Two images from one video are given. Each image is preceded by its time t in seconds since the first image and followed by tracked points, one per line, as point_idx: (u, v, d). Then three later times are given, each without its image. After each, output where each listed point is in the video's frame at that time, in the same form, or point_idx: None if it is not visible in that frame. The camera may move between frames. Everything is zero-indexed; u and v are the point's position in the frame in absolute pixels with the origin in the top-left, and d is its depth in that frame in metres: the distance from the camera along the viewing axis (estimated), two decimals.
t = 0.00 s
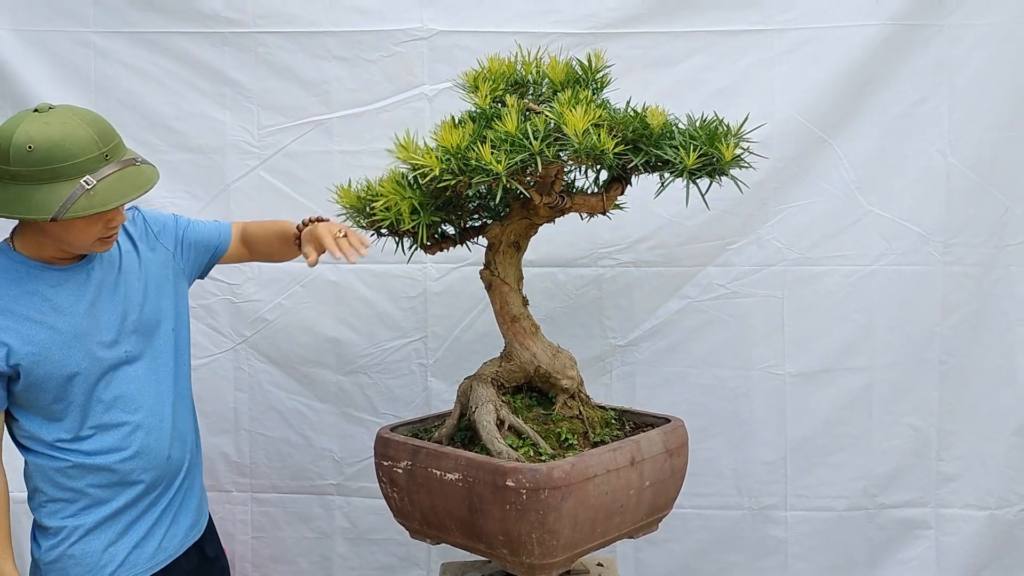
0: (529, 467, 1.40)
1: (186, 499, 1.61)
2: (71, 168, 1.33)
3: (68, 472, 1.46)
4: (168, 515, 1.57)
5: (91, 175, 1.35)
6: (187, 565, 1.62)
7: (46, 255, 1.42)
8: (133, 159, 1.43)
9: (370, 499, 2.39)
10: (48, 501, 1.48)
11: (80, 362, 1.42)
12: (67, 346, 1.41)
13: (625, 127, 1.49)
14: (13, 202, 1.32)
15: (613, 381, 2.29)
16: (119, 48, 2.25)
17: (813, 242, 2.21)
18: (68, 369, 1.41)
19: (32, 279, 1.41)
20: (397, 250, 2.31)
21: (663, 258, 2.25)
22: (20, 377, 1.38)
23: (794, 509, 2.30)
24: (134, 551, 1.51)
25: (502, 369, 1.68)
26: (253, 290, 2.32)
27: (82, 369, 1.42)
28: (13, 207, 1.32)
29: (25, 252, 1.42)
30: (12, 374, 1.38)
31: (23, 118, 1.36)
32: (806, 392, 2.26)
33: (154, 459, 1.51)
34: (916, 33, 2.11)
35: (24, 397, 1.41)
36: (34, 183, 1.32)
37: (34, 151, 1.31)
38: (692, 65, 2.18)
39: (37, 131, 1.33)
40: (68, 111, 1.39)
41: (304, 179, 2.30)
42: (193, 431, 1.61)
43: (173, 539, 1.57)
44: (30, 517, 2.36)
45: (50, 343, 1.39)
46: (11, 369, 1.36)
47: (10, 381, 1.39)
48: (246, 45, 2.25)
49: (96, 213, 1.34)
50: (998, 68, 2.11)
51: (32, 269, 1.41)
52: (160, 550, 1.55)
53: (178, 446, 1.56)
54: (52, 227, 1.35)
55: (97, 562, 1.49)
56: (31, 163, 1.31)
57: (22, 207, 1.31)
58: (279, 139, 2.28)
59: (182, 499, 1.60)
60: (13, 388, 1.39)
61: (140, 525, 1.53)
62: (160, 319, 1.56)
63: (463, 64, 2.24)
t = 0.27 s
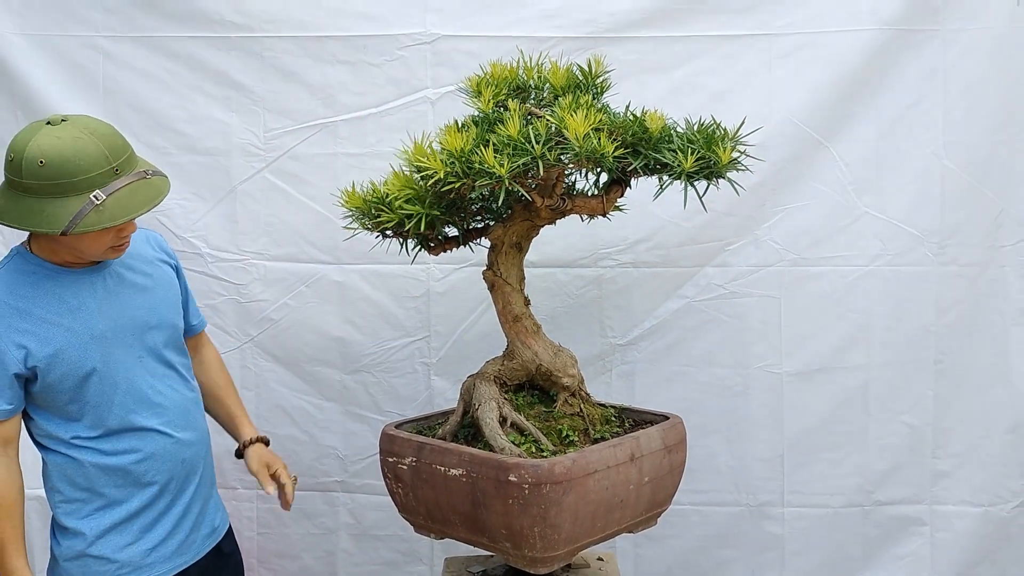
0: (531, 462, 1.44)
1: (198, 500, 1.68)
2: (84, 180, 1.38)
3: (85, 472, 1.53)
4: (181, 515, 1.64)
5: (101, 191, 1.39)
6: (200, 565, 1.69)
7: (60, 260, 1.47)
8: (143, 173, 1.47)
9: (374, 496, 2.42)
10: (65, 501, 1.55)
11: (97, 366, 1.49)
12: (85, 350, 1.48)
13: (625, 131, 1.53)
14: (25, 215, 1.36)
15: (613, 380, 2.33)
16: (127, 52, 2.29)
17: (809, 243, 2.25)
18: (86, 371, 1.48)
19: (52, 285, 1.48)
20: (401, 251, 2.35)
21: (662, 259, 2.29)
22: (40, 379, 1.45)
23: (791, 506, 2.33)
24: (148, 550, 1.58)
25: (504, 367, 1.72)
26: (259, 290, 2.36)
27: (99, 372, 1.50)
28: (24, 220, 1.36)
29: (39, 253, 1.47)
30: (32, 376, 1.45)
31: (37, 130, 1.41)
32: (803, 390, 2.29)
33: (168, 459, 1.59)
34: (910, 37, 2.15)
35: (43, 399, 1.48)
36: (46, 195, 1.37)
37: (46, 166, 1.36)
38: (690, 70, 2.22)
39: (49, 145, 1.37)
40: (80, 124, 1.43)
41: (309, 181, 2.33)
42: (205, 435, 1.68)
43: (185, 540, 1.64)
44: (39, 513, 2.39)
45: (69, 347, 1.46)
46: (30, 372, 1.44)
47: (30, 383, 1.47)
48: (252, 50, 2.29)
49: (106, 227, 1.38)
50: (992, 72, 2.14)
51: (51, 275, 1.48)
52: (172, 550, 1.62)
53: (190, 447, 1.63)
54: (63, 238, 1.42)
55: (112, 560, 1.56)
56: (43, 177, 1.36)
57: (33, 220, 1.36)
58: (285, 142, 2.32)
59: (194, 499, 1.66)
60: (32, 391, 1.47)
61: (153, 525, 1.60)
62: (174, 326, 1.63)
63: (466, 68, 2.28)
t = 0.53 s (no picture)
0: (532, 458, 1.47)
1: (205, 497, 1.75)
2: (118, 182, 1.44)
3: (105, 467, 1.59)
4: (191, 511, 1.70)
5: (135, 192, 1.45)
6: (209, 558, 1.75)
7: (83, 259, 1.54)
8: (173, 178, 1.54)
9: (376, 493, 2.46)
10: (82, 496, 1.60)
11: (123, 361, 1.56)
12: (111, 346, 1.55)
13: (623, 134, 1.57)
14: (59, 210, 1.41)
15: (612, 379, 2.37)
16: (133, 56, 2.32)
17: (805, 244, 2.29)
18: (112, 366, 1.55)
19: (75, 286, 1.54)
20: (403, 252, 2.39)
21: (661, 260, 2.33)
22: (68, 373, 1.51)
23: (787, 503, 2.37)
24: (161, 543, 1.65)
25: (505, 366, 1.75)
26: (263, 290, 2.40)
27: (122, 369, 1.57)
28: (58, 215, 1.41)
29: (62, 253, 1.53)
30: (60, 370, 1.51)
31: (74, 131, 1.47)
32: (799, 389, 2.33)
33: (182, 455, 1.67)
34: (904, 41, 2.18)
35: (69, 394, 1.54)
36: (82, 194, 1.42)
37: (85, 164, 1.42)
38: (688, 73, 2.25)
39: (89, 145, 1.43)
40: (116, 128, 1.49)
41: (313, 183, 2.37)
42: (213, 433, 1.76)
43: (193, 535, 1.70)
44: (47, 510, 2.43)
45: (96, 343, 1.53)
46: (57, 367, 1.49)
47: (56, 378, 1.52)
48: (257, 54, 2.33)
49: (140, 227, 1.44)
50: (985, 76, 2.18)
51: (74, 275, 1.54)
52: (182, 544, 1.68)
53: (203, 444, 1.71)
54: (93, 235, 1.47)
55: (127, 554, 1.61)
56: (81, 175, 1.41)
57: (67, 216, 1.41)
58: (289, 144, 2.36)
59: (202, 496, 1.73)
60: (58, 386, 1.52)
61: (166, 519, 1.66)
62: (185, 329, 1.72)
63: (467, 71, 2.32)
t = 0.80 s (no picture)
0: (535, 456, 1.50)
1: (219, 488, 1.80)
2: (158, 184, 1.48)
3: (133, 463, 1.62)
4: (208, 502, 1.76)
5: (175, 195, 1.49)
6: (223, 548, 1.81)
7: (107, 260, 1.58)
8: (204, 183, 1.58)
9: (380, 492, 2.49)
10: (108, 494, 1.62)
11: (150, 358, 1.60)
12: (139, 343, 1.59)
13: (624, 139, 1.60)
14: (102, 211, 1.44)
15: (612, 378, 2.40)
16: (141, 61, 2.36)
17: (803, 246, 2.32)
18: (141, 364, 1.59)
19: (101, 286, 1.56)
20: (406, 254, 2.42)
21: (661, 261, 2.36)
22: (101, 372, 1.53)
23: (786, 501, 2.40)
24: (185, 534, 1.70)
25: (508, 366, 1.79)
26: (269, 291, 2.43)
27: (149, 366, 1.61)
28: (102, 215, 1.44)
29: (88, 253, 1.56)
30: (94, 368, 1.52)
31: (113, 135, 1.50)
32: (798, 388, 2.36)
33: (202, 448, 1.72)
34: (900, 46, 2.22)
35: (99, 393, 1.56)
36: (123, 195, 1.45)
37: (129, 168, 1.46)
38: (687, 77, 2.28)
39: (132, 150, 1.47)
40: (153, 134, 1.53)
41: (317, 186, 2.40)
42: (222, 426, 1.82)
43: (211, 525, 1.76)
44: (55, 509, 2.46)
45: (126, 341, 1.56)
46: (92, 365, 1.51)
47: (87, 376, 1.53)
48: (262, 58, 2.36)
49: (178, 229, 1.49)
50: (980, 80, 2.21)
51: (97, 275, 1.56)
52: (203, 535, 1.73)
53: (217, 436, 1.77)
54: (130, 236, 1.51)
55: (154, 547, 1.65)
56: (125, 178, 1.45)
57: (111, 216, 1.44)
58: (294, 147, 2.39)
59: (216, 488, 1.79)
60: (91, 384, 1.54)
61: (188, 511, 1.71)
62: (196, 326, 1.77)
63: (470, 76, 2.35)
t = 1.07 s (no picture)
0: (538, 454, 1.53)
1: (238, 486, 1.83)
2: (188, 179, 1.52)
3: (150, 456, 1.65)
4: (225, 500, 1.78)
5: (206, 189, 1.54)
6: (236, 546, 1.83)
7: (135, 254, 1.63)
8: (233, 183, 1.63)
9: (383, 489, 2.52)
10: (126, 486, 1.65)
11: (169, 353, 1.64)
12: (158, 338, 1.62)
13: (626, 142, 1.62)
14: (135, 203, 1.48)
15: (613, 377, 2.42)
16: (147, 63, 2.38)
17: (802, 246, 2.34)
18: (159, 358, 1.62)
19: (124, 281, 1.61)
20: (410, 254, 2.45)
21: (662, 261, 2.38)
22: (119, 363, 1.57)
23: (785, 499, 2.42)
24: (200, 529, 1.72)
25: (511, 365, 1.81)
26: (273, 291, 2.46)
27: (168, 360, 1.64)
28: (135, 208, 1.48)
29: (118, 250, 1.62)
30: (112, 359, 1.56)
31: (146, 132, 1.55)
32: (796, 387, 2.38)
33: (219, 445, 1.75)
34: (898, 48, 2.24)
35: (118, 384, 1.59)
36: (155, 188, 1.50)
37: (161, 163, 1.50)
38: (688, 79, 2.31)
39: (164, 146, 1.52)
40: (186, 133, 1.58)
41: (321, 187, 2.43)
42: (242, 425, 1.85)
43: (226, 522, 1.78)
44: (62, 506, 2.49)
45: (145, 334, 1.60)
46: (110, 354, 1.55)
47: (107, 366, 1.57)
48: (267, 60, 2.38)
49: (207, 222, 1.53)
50: (978, 82, 2.23)
51: (122, 269, 1.61)
52: (218, 531, 1.76)
53: (236, 434, 1.80)
54: (160, 228, 1.55)
55: (169, 539, 1.68)
56: (158, 172, 1.50)
57: (143, 208, 1.48)
58: (298, 149, 2.41)
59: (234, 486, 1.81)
60: (109, 375, 1.57)
61: (205, 507, 1.74)
62: (219, 324, 1.80)
63: (472, 78, 2.37)
